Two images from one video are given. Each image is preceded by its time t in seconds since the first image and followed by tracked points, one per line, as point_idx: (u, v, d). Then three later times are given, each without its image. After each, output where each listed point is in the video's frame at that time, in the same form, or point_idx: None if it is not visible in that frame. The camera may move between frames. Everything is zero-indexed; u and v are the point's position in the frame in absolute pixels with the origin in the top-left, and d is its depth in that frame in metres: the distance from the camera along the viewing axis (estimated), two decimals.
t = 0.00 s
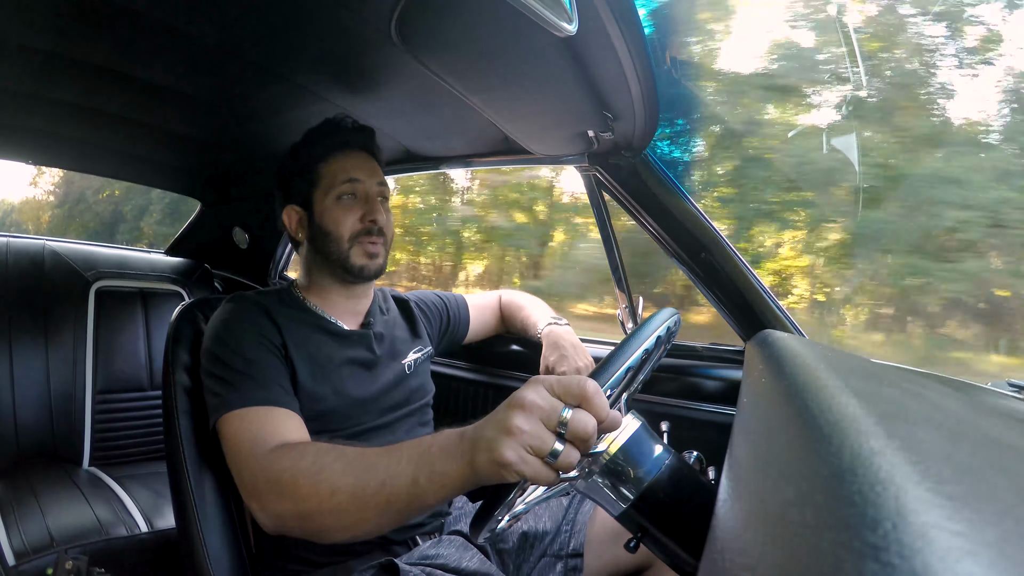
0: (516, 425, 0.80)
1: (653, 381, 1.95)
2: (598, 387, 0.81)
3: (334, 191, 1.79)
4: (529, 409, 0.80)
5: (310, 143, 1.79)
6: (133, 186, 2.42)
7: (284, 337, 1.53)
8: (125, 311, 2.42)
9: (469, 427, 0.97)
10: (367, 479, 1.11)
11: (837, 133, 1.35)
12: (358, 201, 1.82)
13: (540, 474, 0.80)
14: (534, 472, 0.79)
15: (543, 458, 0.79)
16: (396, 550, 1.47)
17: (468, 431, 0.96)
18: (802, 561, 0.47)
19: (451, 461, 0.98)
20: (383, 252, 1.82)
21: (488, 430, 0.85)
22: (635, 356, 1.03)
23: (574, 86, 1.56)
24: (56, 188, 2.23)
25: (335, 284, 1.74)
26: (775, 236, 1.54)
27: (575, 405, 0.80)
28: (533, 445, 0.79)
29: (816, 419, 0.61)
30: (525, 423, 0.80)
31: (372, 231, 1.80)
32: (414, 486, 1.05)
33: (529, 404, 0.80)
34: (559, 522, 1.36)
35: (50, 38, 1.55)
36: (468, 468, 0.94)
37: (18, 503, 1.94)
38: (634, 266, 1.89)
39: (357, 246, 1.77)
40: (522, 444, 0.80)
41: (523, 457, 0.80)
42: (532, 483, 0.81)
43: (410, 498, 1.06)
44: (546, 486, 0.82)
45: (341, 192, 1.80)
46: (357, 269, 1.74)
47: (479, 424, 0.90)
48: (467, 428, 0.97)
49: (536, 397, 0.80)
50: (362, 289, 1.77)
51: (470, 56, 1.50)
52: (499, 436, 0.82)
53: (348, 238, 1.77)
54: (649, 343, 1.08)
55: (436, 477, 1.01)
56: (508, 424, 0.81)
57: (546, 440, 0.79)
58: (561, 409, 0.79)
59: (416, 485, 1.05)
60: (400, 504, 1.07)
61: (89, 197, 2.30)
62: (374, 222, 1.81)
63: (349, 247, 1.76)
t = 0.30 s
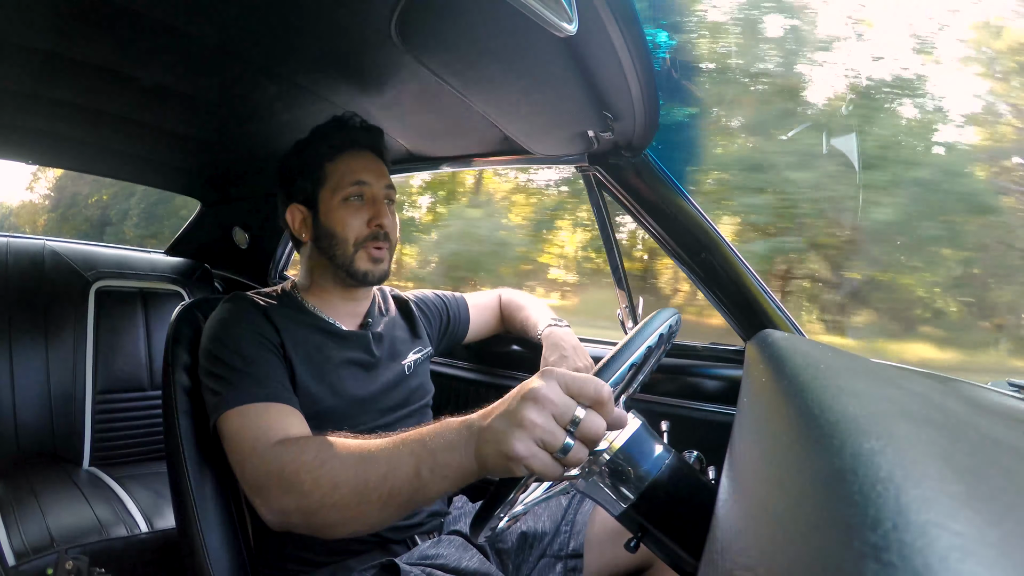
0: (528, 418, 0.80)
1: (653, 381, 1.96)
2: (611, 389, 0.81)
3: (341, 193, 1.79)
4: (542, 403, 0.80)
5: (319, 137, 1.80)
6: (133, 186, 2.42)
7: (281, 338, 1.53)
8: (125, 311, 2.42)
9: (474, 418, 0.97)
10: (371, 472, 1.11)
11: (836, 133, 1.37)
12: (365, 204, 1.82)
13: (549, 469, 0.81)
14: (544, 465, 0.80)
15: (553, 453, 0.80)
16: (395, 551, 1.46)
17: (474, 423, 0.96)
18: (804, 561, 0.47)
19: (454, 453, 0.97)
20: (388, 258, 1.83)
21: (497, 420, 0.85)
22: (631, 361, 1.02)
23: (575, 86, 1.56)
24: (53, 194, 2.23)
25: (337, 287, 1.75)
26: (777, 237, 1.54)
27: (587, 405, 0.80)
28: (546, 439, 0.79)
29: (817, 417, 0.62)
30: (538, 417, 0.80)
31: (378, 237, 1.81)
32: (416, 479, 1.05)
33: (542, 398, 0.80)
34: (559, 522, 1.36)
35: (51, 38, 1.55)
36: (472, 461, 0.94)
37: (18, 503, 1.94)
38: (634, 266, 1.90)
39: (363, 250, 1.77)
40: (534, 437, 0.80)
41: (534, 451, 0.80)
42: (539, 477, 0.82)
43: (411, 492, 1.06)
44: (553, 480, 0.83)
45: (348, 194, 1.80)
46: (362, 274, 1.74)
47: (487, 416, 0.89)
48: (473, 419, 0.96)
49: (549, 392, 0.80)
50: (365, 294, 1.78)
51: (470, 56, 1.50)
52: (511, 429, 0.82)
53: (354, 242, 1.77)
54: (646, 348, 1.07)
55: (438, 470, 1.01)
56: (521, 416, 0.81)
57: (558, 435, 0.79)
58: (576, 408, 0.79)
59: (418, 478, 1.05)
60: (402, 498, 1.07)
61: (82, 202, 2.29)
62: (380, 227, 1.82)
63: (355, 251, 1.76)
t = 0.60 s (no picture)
0: (523, 424, 0.80)
1: (653, 381, 1.96)
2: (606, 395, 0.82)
3: (344, 193, 1.80)
4: (537, 407, 0.80)
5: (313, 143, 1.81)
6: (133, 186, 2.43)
7: (283, 337, 1.53)
8: (125, 312, 2.42)
9: (473, 422, 0.97)
10: (369, 475, 1.11)
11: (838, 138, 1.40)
12: (367, 204, 1.82)
13: (546, 475, 0.79)
14: (539, 472, 0.79)
15: (550, 458, 0.79)
16: (396, 551, 1.47)
17: (472, 428, 0.96)
18: (803, 564, 0.47)
19: (453, 457, 0.97)
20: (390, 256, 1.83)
21: (493, 425, 0.84)
22: (627, 365, 1.02)
23: (574, 87, 1.56)
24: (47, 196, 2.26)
25: (340, 286, 1.75)
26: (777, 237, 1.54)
27: (584, 409, 0.81)
28: (541, 445, 0.79)
29: (815, 419, 0.62)
30: (533, 422, 0.79)
31: (380, 235, 1.81)
32: (415, 482, 1.05)
33: (537, 403, 0.80)
34: (559, 522, 1.37)
35: (52, 37, 1.55)
36: (470, 465, 0.94)
37: (18, 503, 1.95)
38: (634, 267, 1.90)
39: (366, 249, 1.77)
40: (530, 443, 0.79)
41: (529, 456, 0.79)
42: (535, 483, 0.81)
43: (410, 494, 1.06)
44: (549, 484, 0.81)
45: (350, 195, 1.80)
46: (365, 273, 1.74)
47: (484, 420, 0.89)
48: (472, 422, 0.97)
49: (545, 398, 0.80)
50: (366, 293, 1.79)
51: (470, 56, 1.50)
52: (505, 435, 0.81)
53: (357, 241, 1.77)
54: (643, 350, 1.06)
55: (437, 472, 1.01)
56: (516, 422, 0.80)
57: (553, 440, 0.79)
58: (571, 413, 0.79)
59: (417, 481, 1.05)
60: (400, 500, 1.07)
61: (74, 204, 2.33)
62: (382, 226, 1.82)
63: (358, 250, 1.76)
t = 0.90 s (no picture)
0: (535, 408, 0.80)
1: (653, 381, 1.96)
2: (617, 383, 0.84)
3: (351, 191, 1.80)
4: (550, 394, 0.80)
5: (324, 140, 1.83)
6: (132, 186, 2.43)
7: (285, 334, 1.54)
8: (125, 311, 2.42)
9: (480, 414, 0.97)
10: (372, 466, 1.10)
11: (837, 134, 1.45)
12: (373, 202, 1.83)
13: (556, 461, 0.79)
14: (549, 458, 0.78)
15: (560, 445, 0.79)
16: (396, 551, 1.47)
17: (480, 417, 0.95)
18: (803, 563, 0.47)
19: (459, 448, 0.97)
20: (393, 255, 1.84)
21: (504, 414, 0.84)
22: (631, 361, 1.02)
23: (574, 87, 1.56)
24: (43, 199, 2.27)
25: (342, 283, 1.75)
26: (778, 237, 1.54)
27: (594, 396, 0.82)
28: (552, 430, 0.78)
29: (814, 419, 0.62)
30: (544, 407, 0.79)
31: (385, 233, 1.82)
32: (418, 474, 1.04)
33: (550, 389, 0.80)
34: (559, 522, 1.36)
35: (52, 37, 1.55)
36: (477, 457, 0.94)
37: (18, 502, 1.94)
38: (634, 266, 1.90)
39: (370, 246, 1.78)
40: (540, 428, 0.79)
41: (540, 441, 0.79)
42: (544, 470, 0.80)
43: (413, 485, 1.05)
44: (557, 474, 0.81)
45: (357, 193, 1.81)
46: (369, 270, 1.75)
47: (495, 409, 0.89)
48: (479, 414, 0.97)
49: (558, 384, 0.81)
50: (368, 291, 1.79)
51: (470, 56, 1.49)
52: (516, 421, 0.81)
53: (362, 237, 1.77)
54: (647, 347, 1.06)
55: (442, 463, 1.00)
56: (528, 408, 0.80)
57: (564, 426, 0.79)
58: (582, 399, 0.80)
59: (421, 472, 1.04)
60: (403, 491, 1.06)
61: (66, 208, 2.34)
62: (388, 223, 1.83)
63: (362, 246, 1.76)
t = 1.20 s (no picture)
0: (531, 410, 0.79)
1: (653, 381, 1.96)
2: (614, 380, 0.84)
3: (344, 187, 1.80)
4: (546, 395, 0.80)
5: (311, 141, 1.82)
6: (133, 186, 2.43)
7: (284, 329, 1.54)
8: (125, 312, 2.42)
9: (480, 415, 0.97)
10: (371, 464, 1.10)
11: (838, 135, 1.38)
12: (365, 198, 1.82)
13: (553, 463, 0.79)
14: (547, 459, 0.78)
15: (557, 446, 0.79)
16: (396, 551, 1.47)
17: (480, 419, 0.96)
18: (802, 563, 0.47)
19: (458, 449, 0.97)
20: (387, 250, 1.83)
21: (502, 415, 0.84)
22: (631, 362, 1.02)
23: (574, 87, 1.56)
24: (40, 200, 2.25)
25: (337, 279, 1.76)
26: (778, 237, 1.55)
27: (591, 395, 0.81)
28: (549, 431, 0.78)
29: (816, 419, 0.62)
30: (541, 408, 0.79)
31: (378, 227, 1.81)
32: (418, 473, 1.04)
33: (547, 390, 0.80)
34: (558, 520, 1.36)
35: (52, 38, 1.55)
36: (476, 458, 0.94)
37: (18, 503, 1.94)
38: (634, 267, 1.90)
39: (364, 241, 1.78)
40: (537, 430, 0.79)
41: (537, 443, 0.79)
42: (542, 471, 0.81)
43: (412, 484, 1.05)
44: (556, 475, 0.81)
45: (350, 188, 1.81)
46: (363, 266, 1.75)
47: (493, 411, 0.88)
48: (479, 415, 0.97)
49: (555, 385, 0.81)
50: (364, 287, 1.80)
51: (470, 56, 1.49)
52: (513, 422, 0.81)
53: (355, 233, 1.77)
54: (647, 347, 1.06)
55: (441, 463, 1.00)
56: (524, 409, 0.80)
57: (562, 427, 0.79)
58: (579, 398, 0.80)
59: (420, 471, 1.04)
60: (402, 490, 1.06)
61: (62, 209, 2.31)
62: (381, 218, 1.82)
63: (356, 242, 1.76)
